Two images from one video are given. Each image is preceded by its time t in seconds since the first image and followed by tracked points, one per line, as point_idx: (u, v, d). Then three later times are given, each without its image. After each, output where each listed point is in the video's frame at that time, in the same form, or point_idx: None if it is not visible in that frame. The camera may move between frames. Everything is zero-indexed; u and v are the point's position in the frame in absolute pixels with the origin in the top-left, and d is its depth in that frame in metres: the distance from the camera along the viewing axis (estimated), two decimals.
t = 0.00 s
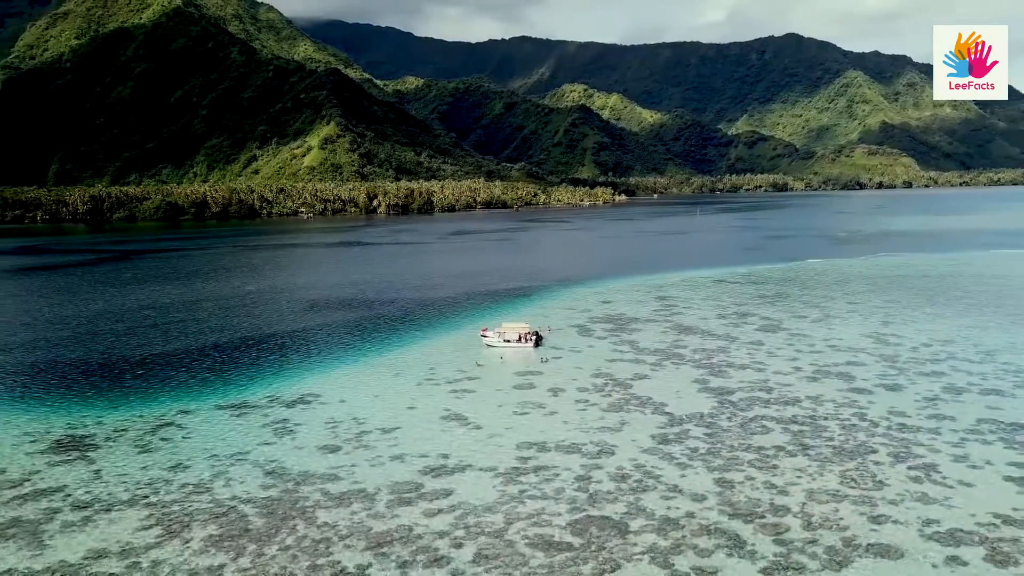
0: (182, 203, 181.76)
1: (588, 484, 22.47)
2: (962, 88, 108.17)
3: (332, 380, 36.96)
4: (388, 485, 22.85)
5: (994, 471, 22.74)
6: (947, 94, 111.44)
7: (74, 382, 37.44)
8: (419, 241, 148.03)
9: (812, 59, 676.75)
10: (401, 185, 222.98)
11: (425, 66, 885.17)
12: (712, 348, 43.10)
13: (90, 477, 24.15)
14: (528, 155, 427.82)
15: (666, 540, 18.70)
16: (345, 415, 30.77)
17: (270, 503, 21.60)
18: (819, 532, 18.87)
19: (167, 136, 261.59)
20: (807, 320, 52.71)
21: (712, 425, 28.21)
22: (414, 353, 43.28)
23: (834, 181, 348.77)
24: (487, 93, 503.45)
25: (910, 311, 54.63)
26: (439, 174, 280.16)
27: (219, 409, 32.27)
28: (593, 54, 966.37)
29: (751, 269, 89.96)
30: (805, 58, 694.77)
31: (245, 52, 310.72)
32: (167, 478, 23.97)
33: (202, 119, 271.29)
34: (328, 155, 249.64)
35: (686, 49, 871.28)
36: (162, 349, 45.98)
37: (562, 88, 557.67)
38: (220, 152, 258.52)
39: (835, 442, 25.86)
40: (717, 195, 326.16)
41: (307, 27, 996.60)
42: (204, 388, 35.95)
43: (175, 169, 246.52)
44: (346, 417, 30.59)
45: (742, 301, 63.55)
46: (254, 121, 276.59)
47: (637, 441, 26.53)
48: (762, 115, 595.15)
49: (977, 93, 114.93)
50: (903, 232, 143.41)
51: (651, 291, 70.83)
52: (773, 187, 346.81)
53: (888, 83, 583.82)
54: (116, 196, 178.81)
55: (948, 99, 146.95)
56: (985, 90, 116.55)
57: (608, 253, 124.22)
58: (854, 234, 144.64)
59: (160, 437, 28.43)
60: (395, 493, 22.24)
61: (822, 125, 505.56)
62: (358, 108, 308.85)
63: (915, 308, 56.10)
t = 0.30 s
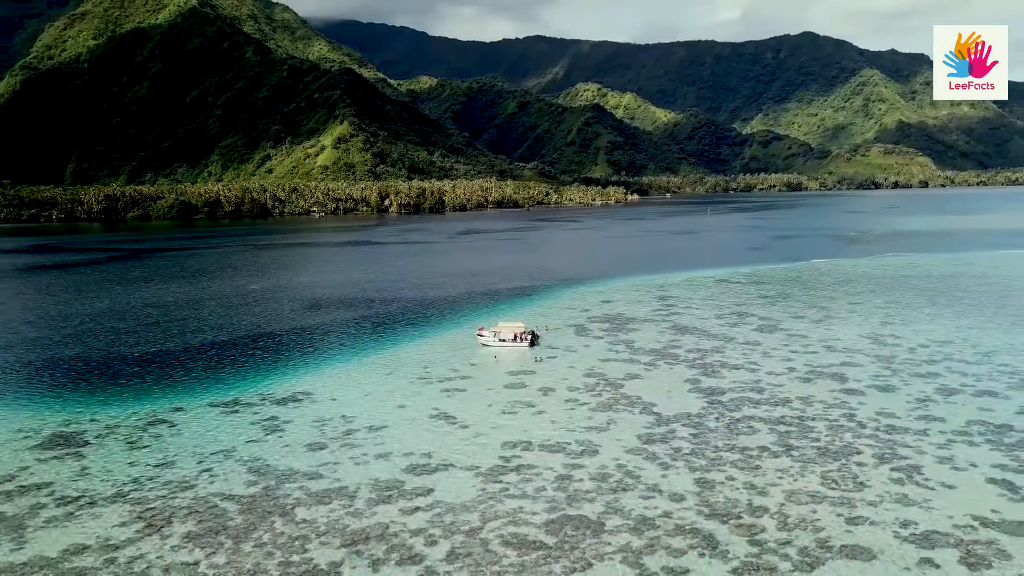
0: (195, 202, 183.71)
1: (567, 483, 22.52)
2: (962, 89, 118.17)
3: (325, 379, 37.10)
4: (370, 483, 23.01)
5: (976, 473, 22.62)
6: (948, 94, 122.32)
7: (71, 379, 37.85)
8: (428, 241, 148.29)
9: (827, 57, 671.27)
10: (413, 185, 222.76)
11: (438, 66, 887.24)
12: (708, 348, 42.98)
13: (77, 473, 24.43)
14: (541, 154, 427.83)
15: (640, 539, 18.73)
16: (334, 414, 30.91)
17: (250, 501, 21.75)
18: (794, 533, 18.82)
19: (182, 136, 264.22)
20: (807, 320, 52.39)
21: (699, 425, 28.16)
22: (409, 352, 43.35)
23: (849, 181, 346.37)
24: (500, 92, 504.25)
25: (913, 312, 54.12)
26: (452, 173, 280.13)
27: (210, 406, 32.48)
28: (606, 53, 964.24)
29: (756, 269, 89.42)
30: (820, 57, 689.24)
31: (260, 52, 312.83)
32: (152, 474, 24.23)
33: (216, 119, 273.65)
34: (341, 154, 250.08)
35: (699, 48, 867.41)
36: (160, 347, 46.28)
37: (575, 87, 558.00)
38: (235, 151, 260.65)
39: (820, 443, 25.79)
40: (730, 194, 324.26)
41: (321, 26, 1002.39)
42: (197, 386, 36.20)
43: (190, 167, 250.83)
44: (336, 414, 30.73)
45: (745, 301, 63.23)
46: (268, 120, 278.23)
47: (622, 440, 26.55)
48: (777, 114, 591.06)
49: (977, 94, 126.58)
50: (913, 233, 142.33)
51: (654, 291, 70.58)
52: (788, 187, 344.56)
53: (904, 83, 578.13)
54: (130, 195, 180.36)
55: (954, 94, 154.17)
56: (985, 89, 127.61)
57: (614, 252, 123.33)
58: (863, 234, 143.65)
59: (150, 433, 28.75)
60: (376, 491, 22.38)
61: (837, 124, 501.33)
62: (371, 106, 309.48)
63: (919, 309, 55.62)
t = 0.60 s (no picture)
0: (206, 201, 184.85)
1: (548, 483, 22.57)
2: (961, 89, 118.24)
3: (319, 378, 37.28)
4: (353, 482, 23.13)
5: (960, 475, 22.51)
6: (948, 94, 122.09)
7: (69, 377, 38.26)
8: (432, 240, 148.63)
9: (840, 57, 667.08)
10: (422, 185, 223.15)
11: (448, 66, 888.75)
12: (703, 348, 42.94)
13: (66, 470, 24.70)
14: (552, 155, 428.13)
15: (617, 539, 18.71)
16: (325, 412, 31.14)
17: (233, 499, 21.84)
18: (772, 535, 18.75)
19: (194, 135, 266.15)
20: (806, 320, 52.20)
21: (687, 425, 28.14)
22: (405, 351, 43.52)
23: (861, 181, 344.51)
24: (512, 92, 505.36)
25: (915, 313, 53.74)
26: (463, 173, 280.30)
27: (204, 405, 32.73)
28: (618, 53, 962.14)
29: (758, 269, 89.28)
30: (833, 56, 684.87)
31: (272, 52, 314.52)
32: (140, 472, 24.41)
33: (228, 118, 275.25)
34: (351, 154, 250.51)
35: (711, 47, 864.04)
36: (159, 345, 46.65)
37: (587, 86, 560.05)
38: (246, 151, 262.03)
39: (807, 444, 25.70)
40: (740, 194, 322.81)
41: (333, 26, 1007.39)
42: (194, 383, 36.52)
43: (202, 167, 253.80)
44: (326, 413, 30.91)
45: (745, 301, 63.12)
46: (279, 120, 279.27)
47: (608, 440, 26.55)
48: (790, 113, 587.99)
49: (978, 93, 126.16)
50: (919, 233, 141.55)
51: (654, 290, 70.50)
52: (799, 187, 342.75)
53: (918, 82, 573.56)
54: (142, 194, 182.05)
55: (954, 95, 155.56)
56: (985, 88, 128.07)
57: (620, 252, 123.22)
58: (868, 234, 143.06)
59: (140, 431, 28.99)
60: (359, 489, 22.52)
61: (849, 124, 498.00)
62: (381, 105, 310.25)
63: (921, 310, 55.20)
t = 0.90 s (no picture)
0: (217, 201, 185.71)
1: (530, 482, 22.61)
2: (961, 89, 118.05)
3: (312, 376, 37.46)
4: (336, 480, 23.23)
5: (944, 477, 22.39)
6: (948, 93, 122.07)
7: (65, 375, 38.56)
8: (437, 240, 148.77)
9: (852, 56, 662.44)
10: (432, 185, 223.49)
11: (458, 65, 890.59)
12: (699, 348, 42.87)
13: (54, 467, 24.98)
14: (562, 154, 428.27)
15: (592, 539, 18.76)
16: (315, 411, 31.28)
17: (216, 497, 22.03)
18: (748, 536, 18.76)
19: (206, 135, 267.79)
20: (804, 321, 52.00)
21: (674, 426, 28.14)
22: (400, 350, 43.65)
23: (874, 180, 342.36)
24: (522, 91, 505.83)
25: (916, 314, 53.37)
26: (473, 172, 280.26)
27: (196, 403, 32.93)
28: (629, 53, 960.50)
29: (761, 269, 89.12)
30: (846, 55, 680.35)
31: (283, 52, 315.76)
32: (127, 469, 24.63)
33: (240, 118, 276.47)
34: (361, 153, 250.71)
35: (722, 46, 860.53)
36: (157, 344, 46.96)
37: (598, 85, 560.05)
38: (257, 151, 263.34)
39: (793, 445, 25.66)
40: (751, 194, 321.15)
41: (344, 26, 1011.78)
42: (187, 382, 36.71)
43: (214, 166, 256.07)
44: (315, 412, 31.04)
45: (745, 301, 63.00)
46: (289, 120, 280.11)
47: (593, 440, 26.53)
48: (802, 112, 584.72)
49: (976, 93, 126.07)
50: (926, 233, 141.00)
51: (654, 290, 70.40)
52: (811, 187, 340.84)
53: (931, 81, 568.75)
54: (153, 193, 183.51)
55: (957, 95, 155.55)
56: (985, 88, 127.92)
57: (625, 252, 123.11)
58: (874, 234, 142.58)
59: (131, 430, 29.19)
60: (341, 487, 22.68)
61: (861, 123, 494.53)
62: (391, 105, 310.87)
63: (922, 310, 54.80)
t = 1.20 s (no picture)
0: (228, 201, 187.23)
1: (511, 482, 22.63)
2: (961, 89, 117.90)
3: (306, 375, 37.56)
4: (321, 479, 23.33)
5: (927, 479, 22.26)
6: (947, 93, 121.88)
7: (63, 373, 39.03)
8: (443, 240, 148.99)
9: (867, 55, 656.84)
10: (442, 184, 224.27)
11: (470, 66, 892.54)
12: (694, 348, 42.73)
13: (43, 463, 25.28)
14: (573, 154, 428.16)
15: (567, 539, 18.77)
16: (306, 409, 31.40)
17: (198, 496, 22.07)
18: (726, 536, 18.71)
19: (219, 135, 269.63)
20: (804, 321, 51.74)
21: (660, 426, 28.12)
22: (396, 350, 43.73)
23: (887, 181, 340.64)
24: (534, 91, 506.44)
25: (915, 314, 53.12)
26: (484, 172, 280.53)
27: (189, 401, 33.17)
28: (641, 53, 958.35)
29: (765, 269, 88.90)
30: (861, 54, 675.06)
31: (297, 52, 316.97)
32: (115, 466, 24.85)
33: (253, 117, 277.86)
34: (373, 153, 251.05)
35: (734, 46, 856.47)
36: (156, 342, 47.39)
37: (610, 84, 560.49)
38: (271, 150, 264.96)
39: (779, 445, 25.58)
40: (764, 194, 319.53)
41: (357, 26, 1015.74)
42: (182, 380, 37.01)
43: (226, 166, 258.02)
44: (306, 411, 31.24)
45: (746, 301, 62.76)
46: (302, 119, 280.96)
47: (578, 441, 26.54)
48: (815, 112, 581.19)
49: (977, 93, 125.76)
50: (935, 233, 140.25)
51: (656, 290, 70.19)
52: (823, 186, 338.96)
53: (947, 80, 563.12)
54: (165, 192, 184.88)
55: (969, 93, 154.59)
56: (985, 88, 127.58)
57: (632, 252, 123.04)
58: (883, 234, 141.86)
59: (124, 426, 29.52)
60: (325, 485, 22.76)
61: (876, 123, 490.74)
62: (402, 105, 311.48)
63: (924, 312, 54.35)
